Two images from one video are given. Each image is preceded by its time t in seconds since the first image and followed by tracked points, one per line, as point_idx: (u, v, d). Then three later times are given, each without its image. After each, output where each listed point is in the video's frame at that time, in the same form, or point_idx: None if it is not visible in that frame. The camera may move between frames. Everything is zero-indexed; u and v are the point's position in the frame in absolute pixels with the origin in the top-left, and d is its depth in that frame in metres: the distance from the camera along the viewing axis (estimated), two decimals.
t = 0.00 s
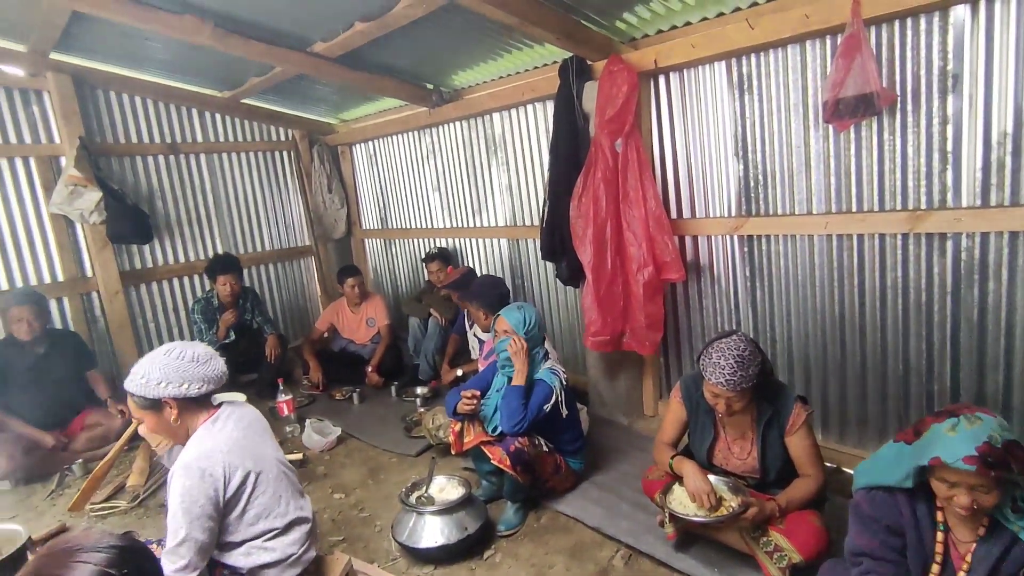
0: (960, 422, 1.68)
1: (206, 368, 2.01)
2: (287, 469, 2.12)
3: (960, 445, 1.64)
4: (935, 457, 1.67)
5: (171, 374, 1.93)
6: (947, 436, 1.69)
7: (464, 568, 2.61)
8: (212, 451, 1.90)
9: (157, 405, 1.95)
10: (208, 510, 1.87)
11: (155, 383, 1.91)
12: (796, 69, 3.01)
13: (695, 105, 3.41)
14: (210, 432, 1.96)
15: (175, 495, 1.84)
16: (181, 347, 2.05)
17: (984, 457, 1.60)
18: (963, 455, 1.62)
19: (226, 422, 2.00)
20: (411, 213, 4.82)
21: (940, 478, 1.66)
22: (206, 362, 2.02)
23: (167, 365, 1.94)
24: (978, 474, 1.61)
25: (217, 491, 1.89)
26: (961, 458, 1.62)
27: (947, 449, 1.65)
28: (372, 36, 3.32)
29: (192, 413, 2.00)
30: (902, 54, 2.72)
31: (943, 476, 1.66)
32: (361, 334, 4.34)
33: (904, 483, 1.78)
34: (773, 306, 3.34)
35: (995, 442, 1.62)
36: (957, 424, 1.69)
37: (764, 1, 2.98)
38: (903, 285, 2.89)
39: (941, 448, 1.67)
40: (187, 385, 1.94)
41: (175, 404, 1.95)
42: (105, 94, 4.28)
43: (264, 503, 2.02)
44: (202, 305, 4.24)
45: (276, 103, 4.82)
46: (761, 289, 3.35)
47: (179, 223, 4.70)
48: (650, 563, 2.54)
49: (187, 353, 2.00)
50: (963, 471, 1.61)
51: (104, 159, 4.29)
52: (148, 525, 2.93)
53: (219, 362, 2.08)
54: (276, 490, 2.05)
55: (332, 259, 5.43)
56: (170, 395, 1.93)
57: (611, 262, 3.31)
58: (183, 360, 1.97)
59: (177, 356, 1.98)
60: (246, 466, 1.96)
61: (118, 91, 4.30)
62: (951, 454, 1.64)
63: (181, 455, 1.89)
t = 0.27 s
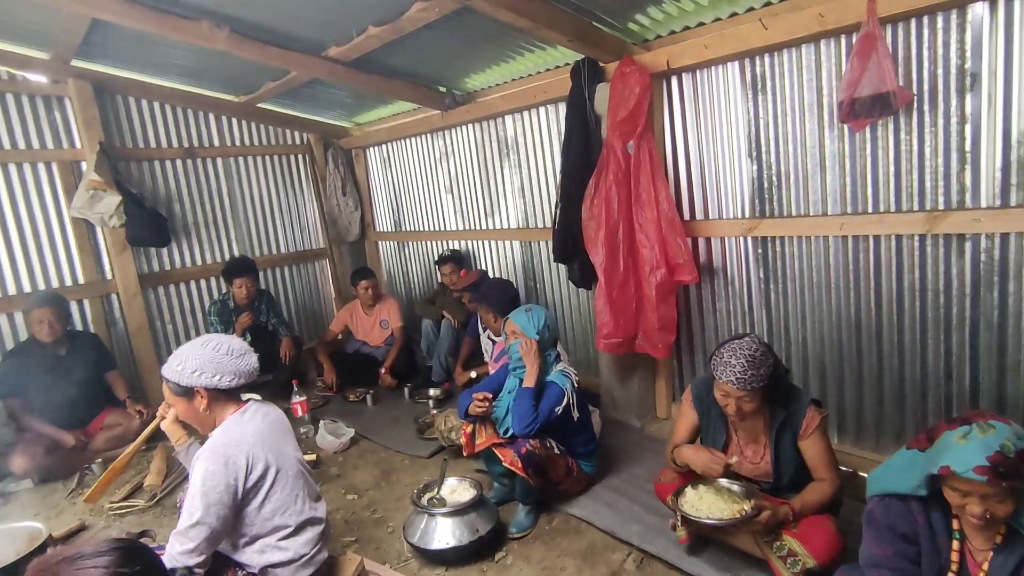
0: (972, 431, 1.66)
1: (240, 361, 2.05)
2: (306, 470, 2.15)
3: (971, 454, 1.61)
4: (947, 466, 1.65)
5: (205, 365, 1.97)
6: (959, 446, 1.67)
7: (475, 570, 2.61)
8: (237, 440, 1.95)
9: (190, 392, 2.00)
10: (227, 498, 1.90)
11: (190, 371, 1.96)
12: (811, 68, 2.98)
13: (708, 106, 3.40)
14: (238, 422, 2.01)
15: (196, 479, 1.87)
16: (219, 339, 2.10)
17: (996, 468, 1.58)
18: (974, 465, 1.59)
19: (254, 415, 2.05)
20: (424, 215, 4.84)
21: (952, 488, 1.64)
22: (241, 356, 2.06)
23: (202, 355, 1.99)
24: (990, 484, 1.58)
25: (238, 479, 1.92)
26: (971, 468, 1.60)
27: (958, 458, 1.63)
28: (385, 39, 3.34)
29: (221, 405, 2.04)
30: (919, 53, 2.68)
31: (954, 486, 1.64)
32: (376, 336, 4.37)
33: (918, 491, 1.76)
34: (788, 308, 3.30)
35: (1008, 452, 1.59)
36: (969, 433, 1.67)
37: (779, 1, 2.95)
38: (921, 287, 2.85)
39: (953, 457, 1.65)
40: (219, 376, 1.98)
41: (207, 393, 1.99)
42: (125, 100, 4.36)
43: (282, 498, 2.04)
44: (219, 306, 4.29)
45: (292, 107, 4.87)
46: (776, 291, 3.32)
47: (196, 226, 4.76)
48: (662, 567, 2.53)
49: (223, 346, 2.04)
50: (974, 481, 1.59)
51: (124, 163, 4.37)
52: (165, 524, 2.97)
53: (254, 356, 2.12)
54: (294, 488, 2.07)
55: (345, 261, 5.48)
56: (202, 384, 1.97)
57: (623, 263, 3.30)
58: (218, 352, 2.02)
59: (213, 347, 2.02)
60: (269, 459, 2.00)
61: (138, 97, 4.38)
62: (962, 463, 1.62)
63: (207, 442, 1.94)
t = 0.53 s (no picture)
0: (999, 448, 1.60)
1: (274, 357, 2.12)
2: (321, 466, 2.20)
3: (1006, 475, 1.55)
4: (983, 491, 1.58)
5: (241, 355, 2.04)
6: (988, 466, 1.60)
7: (489, 567, 2.62)
8: (259, 429, 2.01)
9: (221, 379, 2.06)
10: (244, 484, 1.95)
11: (226, 359, 2.03)
12: (834, 67, 2.93)
13: (730, 106, 3.36)
14: (261, 413, 2.07)
15: (217, 462, 1.93)
16: (258, 333, 2.17)
17: None
18: (1013, 486, 1.53)
19: (277, 407, 2.11)
20: (446, 216, 4.89)
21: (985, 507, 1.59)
22: (277, 353, 2.13)
23: (241, 346, 2.06)
24: None
25: (257, 467, 1.97)
26: (1010, 489, 1.53)
27: (995, 481, 1.56)
28: (406, 42, 3.39)
29: (247, 396, 2.10)
30: (947, 50, 2.62)
31: (989, 506, 1.59)
32: (397, 335, 4.42)
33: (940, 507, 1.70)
34: (810, 311, 3.25)
35: None
36: (995, 451, 1.61)
37: None
38: (948, 290, 2.78)
39: (987, 480, 1.58)
40: (253, 368, 2.05)
41: (237, 383, 2.05)
42: (157, 103, 4.50)
43: (297, 490, 2.08)
44: (245, 305, 4.40)
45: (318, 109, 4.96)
46: (797, 293, 3.27)
47: (224, 225, 4.89)
48: (675, 570, 2.51)
49: (262, 340, 2.11)
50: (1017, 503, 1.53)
51: (156, 164, 4.51)
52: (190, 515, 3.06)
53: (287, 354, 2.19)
54: (309, 482, 2.12)
55: (369, 261, 5.56)
56: (235, 374, 2.03)
57: (641, 264, 3.29)
58: (257, 345, 2.09)
59: (253, 340, 2.09)
60: (288, 451, 2.05)
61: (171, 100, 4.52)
62: (1001, 486, 1.55)
63: (230, 429, 2.00)
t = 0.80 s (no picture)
0: None
1: (305, 353, 2.18)
2: (342, 458, 2.27)
3: None
4: None
5: (274, 349, 2.11)
6: None
7: (509, 561, 2.65)
8: (287, 416, 2.10)
9: (252, 369, 2.14)
10: (267, 466, 2.03)
11: (259, 351, 2.10)
12: (870, 63, 2.86)
13: (762, 103, 3.31)
14: (289, 402, 2.15)
15: (245, 444, 2.02)
16: (291, 328, 2.24)
17: None
18: None
19: (304, 397, 2.19)
20: (477, 214, 4.94)
21: None
22: (307, 350, 2.19)
23: (274, 339, 2.13)
24: None
25: (281, 453, 2.05)
26: None
27: None
28: (438, 43, 3.43)
29: (274, 387, 2.17)
30: (989, 44, 2.52)
31: None
32: (427, 331, 4.51)
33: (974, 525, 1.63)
34: (843, 314, 3.18)
35: None
36: None
37: None
38: (988, 294, 2.68)
39: None
40: (283, 362, 2.11)
41: (268, 374, 2.13)
42: (201, 104, 4.68)
43: (318, 478, 2.15)
44: (285, 299, 4.50)
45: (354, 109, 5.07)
46: (829, 295, 3.20)
47: (263, 222, 5.04)
48: (695, 572, 2.50)
49: (295, 336, 2.18)
50: None
51: (199, 163, 4.69)
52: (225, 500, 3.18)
53: (318, 352, 2.25)
54: (330, 471, 2.18)
55: (401, 258, 5.66)
56: (267, 366, 2.11)
57: (668, 264, 3.27)
58: (289, 341, 2.15)
59: (286, 335, 2.16)
60: (311, 440, 2.13)
61: (214, 101, 4.69)
62: None
63: (258, 414, 2.09)
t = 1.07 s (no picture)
0: None
1: (327, 354, 2.24)
2: (363, 449, 2.35)
3: None
4: None
5: (297, 349, 2.18)
6: None
7: (536, 555, 2.68)
8: (305, 412, 2.18)
9: (277, 366, 2.23)
10: (286, 458, 2.13)
11: (282, 350, 2.18)
12: (918, 58, 2.76)
13: (803, 100, 3.23)
14: (309, 397, 2.23)
15: (265, 438, 2.12)
16: (318, 327, 2.30)
17: None
18: None
19: (326, 391, 2.27)
20: (516, 211, 4.98)
21: None
22: (330, 351, 2.25)
23: (298, 340, 2.20)
24: None
25: (299, 447, 2.15)
26: None
27: None
28: (475, 42, 3.48)
29: (297, 383, 2.26)
30: None
31: None
32: (462, 327, 4.59)
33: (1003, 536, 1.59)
34: (885, 316, 3.09)
35: None
36: None
37: None
38: None
39: None
40: (305, 362, 2.18)
41: (291, 372, 2.21)
42: (250, 104, 4.87)
43: (336, 468, 2.24)
44: (327, 293, 4.63)
45: (396, 108, 5.18)
46: (871, 297, 3.12)
47: (308, 218, 5.20)
48: (721, 574, 2.48)
49: (319, 337, 2.24)
50: None
51: (247, 161, 4.88)
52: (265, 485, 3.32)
53: (342, 352, 2.31)
54: (348, 463, 2.27)
55: (440, 253, 5.75)
56: (290, 364, 2.18)
57: (703, 263, 3.24)
58: (313, 342, 2.21)
59: (310, 336, 2.22)
60: (329, 434, 2.21)
61: (262, 101, 4.87)
62: None
63: (279, 410, 2.19)
